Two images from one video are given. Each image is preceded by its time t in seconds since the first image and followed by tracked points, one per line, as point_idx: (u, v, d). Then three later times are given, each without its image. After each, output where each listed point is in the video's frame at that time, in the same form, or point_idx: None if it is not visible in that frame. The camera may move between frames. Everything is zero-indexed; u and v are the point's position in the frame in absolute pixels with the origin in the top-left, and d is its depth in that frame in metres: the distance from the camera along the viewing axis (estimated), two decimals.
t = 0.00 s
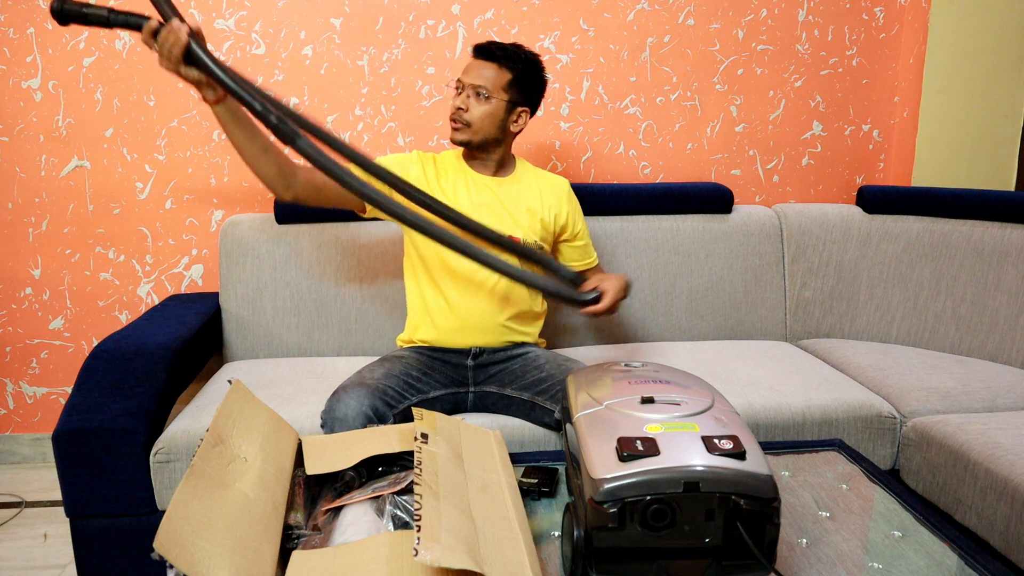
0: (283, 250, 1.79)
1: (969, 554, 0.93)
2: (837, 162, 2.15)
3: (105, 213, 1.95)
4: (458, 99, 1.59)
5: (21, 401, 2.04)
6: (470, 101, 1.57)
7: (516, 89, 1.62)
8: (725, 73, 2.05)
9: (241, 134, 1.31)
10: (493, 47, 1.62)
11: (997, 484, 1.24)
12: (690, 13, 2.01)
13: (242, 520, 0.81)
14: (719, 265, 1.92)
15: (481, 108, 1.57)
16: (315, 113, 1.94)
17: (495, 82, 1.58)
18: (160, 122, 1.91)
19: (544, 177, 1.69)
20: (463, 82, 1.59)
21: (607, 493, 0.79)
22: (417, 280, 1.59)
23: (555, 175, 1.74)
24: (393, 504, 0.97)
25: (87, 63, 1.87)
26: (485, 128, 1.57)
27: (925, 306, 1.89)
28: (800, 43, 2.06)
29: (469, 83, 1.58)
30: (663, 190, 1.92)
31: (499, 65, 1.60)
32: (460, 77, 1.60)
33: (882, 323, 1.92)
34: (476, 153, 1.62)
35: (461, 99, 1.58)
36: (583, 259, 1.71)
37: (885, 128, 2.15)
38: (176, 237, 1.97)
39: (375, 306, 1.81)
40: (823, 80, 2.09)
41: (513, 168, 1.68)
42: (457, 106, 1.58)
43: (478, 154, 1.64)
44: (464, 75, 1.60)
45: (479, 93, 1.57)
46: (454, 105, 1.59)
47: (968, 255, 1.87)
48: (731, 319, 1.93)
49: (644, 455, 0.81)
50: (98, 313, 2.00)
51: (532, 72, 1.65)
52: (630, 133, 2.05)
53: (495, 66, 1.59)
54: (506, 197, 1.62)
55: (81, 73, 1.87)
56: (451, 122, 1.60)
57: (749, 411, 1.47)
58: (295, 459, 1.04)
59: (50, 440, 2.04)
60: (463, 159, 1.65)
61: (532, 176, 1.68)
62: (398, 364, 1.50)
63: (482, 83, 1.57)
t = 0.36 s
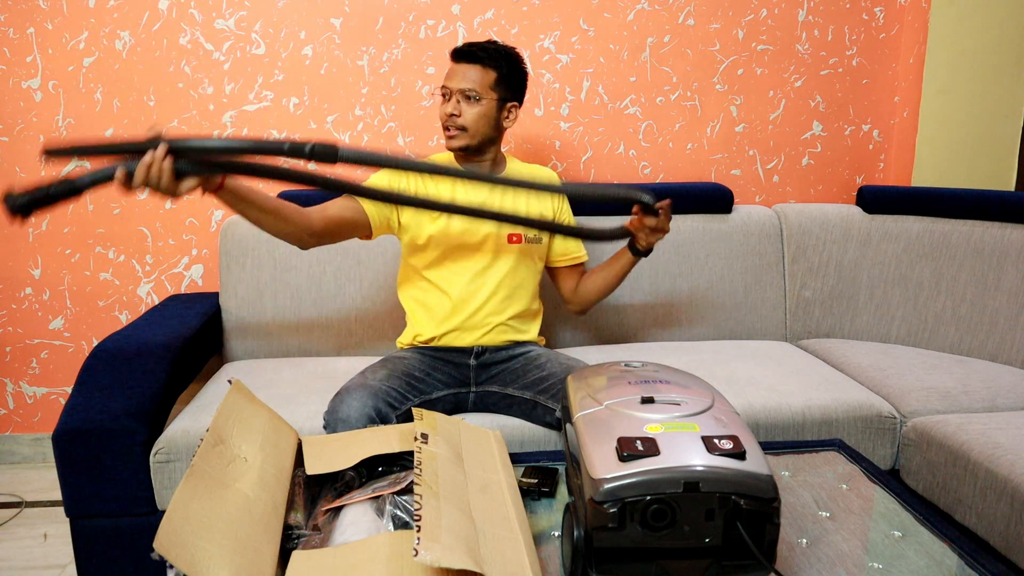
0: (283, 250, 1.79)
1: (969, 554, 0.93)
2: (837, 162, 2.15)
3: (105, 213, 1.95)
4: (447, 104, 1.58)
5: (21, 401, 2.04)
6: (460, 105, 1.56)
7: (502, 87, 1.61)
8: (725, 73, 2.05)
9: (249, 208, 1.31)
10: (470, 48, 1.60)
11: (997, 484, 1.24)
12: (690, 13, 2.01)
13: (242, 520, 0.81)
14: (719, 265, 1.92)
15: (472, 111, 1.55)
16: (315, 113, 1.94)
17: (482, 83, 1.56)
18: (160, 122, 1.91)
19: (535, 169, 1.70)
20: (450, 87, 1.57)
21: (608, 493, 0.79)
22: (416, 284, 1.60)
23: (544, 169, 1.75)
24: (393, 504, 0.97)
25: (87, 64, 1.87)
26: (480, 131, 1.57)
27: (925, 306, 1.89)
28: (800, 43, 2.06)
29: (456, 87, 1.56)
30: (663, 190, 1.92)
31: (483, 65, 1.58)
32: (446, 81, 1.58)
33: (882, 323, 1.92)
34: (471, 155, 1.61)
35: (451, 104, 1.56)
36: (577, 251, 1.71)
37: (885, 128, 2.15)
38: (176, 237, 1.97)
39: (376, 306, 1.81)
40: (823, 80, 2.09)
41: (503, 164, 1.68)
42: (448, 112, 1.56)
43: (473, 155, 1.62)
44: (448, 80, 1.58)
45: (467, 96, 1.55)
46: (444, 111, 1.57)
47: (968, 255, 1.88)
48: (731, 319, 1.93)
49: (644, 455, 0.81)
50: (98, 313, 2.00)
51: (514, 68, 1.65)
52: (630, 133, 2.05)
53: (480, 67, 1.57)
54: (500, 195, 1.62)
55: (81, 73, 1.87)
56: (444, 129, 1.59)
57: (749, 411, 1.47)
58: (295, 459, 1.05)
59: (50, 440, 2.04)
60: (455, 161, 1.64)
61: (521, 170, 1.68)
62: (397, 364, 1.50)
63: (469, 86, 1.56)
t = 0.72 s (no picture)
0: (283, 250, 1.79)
1: (969, 554, 0.93)
2: (837, 162, 2.15)
3: (105, 213, 1.95)
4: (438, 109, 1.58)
5: (21, 401, 2.04)
6: (452, 109, 1.56)
7: (492, 86, 1.60)
8: (725, 73, 2.05)
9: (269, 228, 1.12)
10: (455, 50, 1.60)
11: (997, 484, 1.24)
12: (690, 13, 2.01)
13: (242, 521, 0.81)
14: (719, 266, 1.91)
15: (463, 113, 1.56)
16: (315, 113, 1.94)
17: (471, 84, 1.57)
18: (160, 122, 1.91)
19: (531, 168, 1.69)
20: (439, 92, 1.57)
21: (608, 493, 0.79)
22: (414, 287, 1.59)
23: (541, 167, 1.74)
24: (393, 504, 0.97)
25: (87, 64, 1.87)
26: (473, 133, 1.57)
27: (925, 306, 1.89)
28: (800, 43, 2.06)
29: (445, 91, 1.56)
30: (663, 190, 1.92)
31: (470, 66, 1.58)
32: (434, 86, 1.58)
33: (882, 323, 1.91)
34: (468, 158, 1.61)
35: (442, 109, 1.56)
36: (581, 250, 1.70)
37: (885, 128, 2.15)
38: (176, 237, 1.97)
39: (376, 306, 1.81)
40: (823, 80, 2.09)
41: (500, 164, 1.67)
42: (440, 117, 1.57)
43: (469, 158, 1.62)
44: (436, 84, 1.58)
45: (457, 99, 1.56)
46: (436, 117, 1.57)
47: (968, 255, 1.88)
48: (731, 319, 1.93)
49: (644, 455, 0.81)
50: (98, 313, 2.00)
51: (503, 66, 1.64)
52: (630, 133, 2.05)
53: (467, 68, 1.57)
54: (498, 198, 1.61)
55: (81, 73, 1.87)
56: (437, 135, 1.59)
57: (749, 411, 1.47)
58: (295, 459, 1.05)
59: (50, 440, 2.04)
60: (450, 165, 1.64)
61: (518, 170, 1.67)
62: (397, 364, 1.50)
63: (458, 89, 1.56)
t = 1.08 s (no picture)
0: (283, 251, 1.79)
1: (969, 554, 0.93)
2: (837, 162, 2.15)
3: (105, 213, 1.95)
4: (449, 117, 1.53)
5: (21, 401, 2.04)
6: (465, 117, 1.53)
7: (499, 89, 1.58)
8: (725, 73, 2.05)
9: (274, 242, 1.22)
10: (462, 55, 1.53)
11: (997, 484, 1.24)
12: (690, 13, 2.00)
13: (242, 520, 0.81)
14: (720, 265, 1.91)
15: (473, 121, 1.53)
16: (315, 113, 1.94)
17: (481, 90, 1.53)
18: (160, 122, 1.91)
19: (533, 169, 1.69)
20: (451, 99, 1.52)
21: (608, 493, 0.79)
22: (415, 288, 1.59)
23: (543, 167, 1.74)
24: (393, 504, 0.97)
25: (87, 63, 1.87)
26: (484, 140, 1.55)
27: (925, 306, 1.89)
28: (800, 43, 2.06)
29: (458, 98, 1.51)
30: (663, 190, 1.92)
31: (481, 72, 1.53)
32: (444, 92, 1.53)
33: (882, 324, 1.92)
34: (475, 163, 1.61)
35: (456, 117, 1.52)
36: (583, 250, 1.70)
37: (885, 128, 2.15)
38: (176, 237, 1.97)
39: (376, 306, 1.81)
40: (823, 80, 2.09)
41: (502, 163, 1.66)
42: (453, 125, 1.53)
43: (476, 163, 1.61)
44: (445, 90, 1.53)
45: (469, 107, 1.52)
46: (449, 124, 1.53)
47: (968, 255, 1.88)
48: (731, 319, 1.93)
49: (644, 455, 0.81)
50: (98, 313, 2.00)
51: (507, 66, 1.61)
52: (630, 133, 2.05)
53: (477, 73, 1.53)
54: (499, 198, 1.61)
55: (81, 73, 1.87)
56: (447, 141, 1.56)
57: (749, 411, 1.47)
58: (295, 459, 1.05)
59: (50, 440, 2.04)
60: (452, 165, 1.63)
61: (519, 170, 1.67)
62: (397, 364, 1.50)
63: (469, 95, 1.52)
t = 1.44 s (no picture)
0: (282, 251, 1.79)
1: (969, 554, 0.93)
2: (837, 162, 2.15)
3: (105, 213, 1.95)
4: (484, 125, 1.51)
5: (21, 401, 2.04)
6: (500, 126, 1.52)
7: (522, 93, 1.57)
8: (725, 73, 2.05)
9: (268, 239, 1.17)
10: (495, 64, 1.49)
11: (997, 485, 1.24)
12: (690, 13, 2.00)
13: (242, 521, 0.81)
14: (720, 265, 1.91)
15: (507, 130, 1.53)
16: (315, 113, 1.94)
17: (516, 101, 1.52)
18: (160, 122, 1.91)
19: (534, 169, 1.69)
20: (488, 108, 1.49)
21: (608, 493, 0.79)
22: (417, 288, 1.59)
23: (545, 168, 1.74)
24: (393, 504, 0.97)
25: (87, 63, 1.86)
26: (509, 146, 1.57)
27: (925, 306, 1.89)
28: (800, 43, 2.06)
29: (497, 109, 1.49)
30: (663, 190, 1.92)
31: (515, 82, 1.51)
32: (483, 101, 1.48)
33: (882, 324, 1.91)
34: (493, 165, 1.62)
35: (495, 127, 1.50)
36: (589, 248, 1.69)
37: (885, 128, 2.15)
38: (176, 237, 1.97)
39: (376, 306, 1.81)
40: (823, 80, 2.09)
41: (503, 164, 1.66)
42: (490, 135, 1.51)
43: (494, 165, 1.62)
44: (483, 98, 1.48)
45: (505, 117, 1.51)
46: (484, 133, 1.51)
47: (968, 255, 1.88)
48: (731, 319, 1.93)
49: (644, 455, 0.81)
50: (98, 313, 2.00)
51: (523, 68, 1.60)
52: (630, 133, 2.05)
53: (513, 83, 1.50)
54: (500, 198, 1.61)
55: (82, 73, 1.87)
56: (475, 147, 1.54)
57: (749, 411, 1.47)
58: (295, 459, 1.05)
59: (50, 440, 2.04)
60: (456, 165, 1.63)
61: (520, 171, 1.66)
62: (397, 364, 1.50)
63: (508, 107, 1.50)
